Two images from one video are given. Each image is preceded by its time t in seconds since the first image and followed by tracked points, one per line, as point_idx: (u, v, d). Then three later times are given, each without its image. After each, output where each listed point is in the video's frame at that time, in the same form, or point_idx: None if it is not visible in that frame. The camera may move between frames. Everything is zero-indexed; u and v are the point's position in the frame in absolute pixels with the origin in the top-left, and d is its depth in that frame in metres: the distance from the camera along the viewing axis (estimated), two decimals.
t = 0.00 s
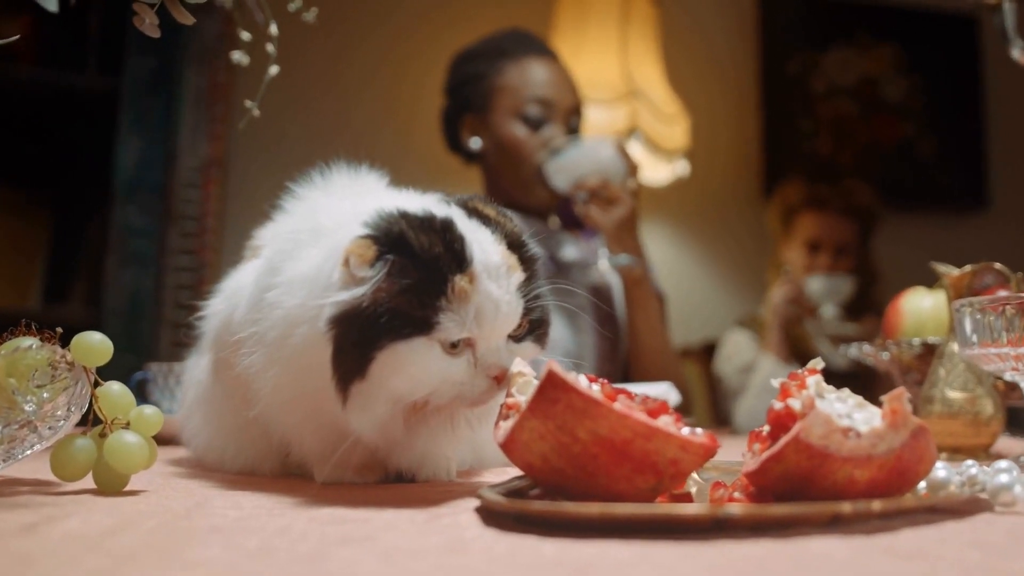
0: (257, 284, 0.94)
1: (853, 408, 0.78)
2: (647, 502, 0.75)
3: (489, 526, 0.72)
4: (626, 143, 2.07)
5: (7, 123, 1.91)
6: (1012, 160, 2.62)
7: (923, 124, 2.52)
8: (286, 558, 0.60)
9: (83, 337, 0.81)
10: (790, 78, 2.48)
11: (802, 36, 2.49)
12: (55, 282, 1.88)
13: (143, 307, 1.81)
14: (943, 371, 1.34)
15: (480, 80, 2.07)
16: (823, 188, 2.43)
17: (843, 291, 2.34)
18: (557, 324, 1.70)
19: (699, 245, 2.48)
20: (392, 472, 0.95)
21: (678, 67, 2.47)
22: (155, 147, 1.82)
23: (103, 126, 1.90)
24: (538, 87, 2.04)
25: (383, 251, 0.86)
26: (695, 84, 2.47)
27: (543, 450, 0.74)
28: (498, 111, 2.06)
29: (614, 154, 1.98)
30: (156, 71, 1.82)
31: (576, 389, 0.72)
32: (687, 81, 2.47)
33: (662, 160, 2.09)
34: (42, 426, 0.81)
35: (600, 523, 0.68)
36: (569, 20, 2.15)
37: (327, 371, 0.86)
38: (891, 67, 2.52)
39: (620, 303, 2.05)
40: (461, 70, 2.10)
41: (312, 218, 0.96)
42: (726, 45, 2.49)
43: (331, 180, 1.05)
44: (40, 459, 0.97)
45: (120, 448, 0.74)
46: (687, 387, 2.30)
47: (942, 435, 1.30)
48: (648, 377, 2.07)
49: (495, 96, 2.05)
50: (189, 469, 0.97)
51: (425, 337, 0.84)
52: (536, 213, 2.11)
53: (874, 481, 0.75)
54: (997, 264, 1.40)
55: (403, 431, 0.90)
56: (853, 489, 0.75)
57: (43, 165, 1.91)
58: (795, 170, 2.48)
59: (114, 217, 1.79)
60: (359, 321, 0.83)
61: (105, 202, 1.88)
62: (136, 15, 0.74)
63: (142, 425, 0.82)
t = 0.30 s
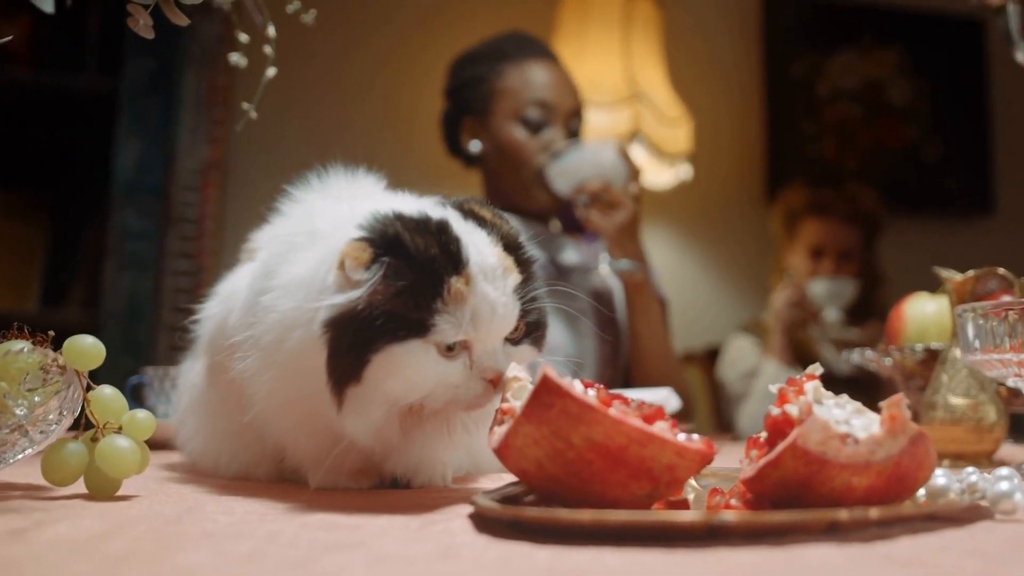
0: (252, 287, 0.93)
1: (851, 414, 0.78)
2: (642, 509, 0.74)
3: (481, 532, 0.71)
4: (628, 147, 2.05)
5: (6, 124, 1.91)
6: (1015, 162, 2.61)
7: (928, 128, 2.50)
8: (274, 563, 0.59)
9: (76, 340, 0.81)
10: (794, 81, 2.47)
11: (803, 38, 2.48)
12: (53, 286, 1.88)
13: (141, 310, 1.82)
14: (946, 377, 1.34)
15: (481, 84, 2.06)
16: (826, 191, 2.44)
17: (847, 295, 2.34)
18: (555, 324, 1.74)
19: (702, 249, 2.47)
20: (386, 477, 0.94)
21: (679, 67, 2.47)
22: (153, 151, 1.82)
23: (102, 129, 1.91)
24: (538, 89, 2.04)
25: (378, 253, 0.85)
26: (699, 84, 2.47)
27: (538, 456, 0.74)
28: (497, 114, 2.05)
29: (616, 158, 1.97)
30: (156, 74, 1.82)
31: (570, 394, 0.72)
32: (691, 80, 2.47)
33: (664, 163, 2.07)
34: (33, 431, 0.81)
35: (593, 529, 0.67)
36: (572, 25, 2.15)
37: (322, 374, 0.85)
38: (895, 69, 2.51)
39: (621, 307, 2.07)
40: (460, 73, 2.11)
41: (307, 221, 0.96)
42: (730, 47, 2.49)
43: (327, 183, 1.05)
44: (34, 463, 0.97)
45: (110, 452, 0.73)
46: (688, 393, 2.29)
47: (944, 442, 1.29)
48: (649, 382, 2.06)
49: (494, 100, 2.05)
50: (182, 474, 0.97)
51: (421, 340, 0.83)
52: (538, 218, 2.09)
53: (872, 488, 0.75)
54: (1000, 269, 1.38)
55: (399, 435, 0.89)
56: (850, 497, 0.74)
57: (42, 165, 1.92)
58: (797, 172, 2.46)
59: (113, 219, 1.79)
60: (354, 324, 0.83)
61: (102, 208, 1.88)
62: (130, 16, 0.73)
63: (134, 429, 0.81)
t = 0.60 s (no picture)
0: (243, 291, 0.93)
1: (843, 419, 0.77)
2: (632, 514, 0.74)
3: (469, 537, 0.71)
4: (627, 149, 2.05)
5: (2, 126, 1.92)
6: (1018, 164, 2.61)
7: (930, 129, 2.50)
8: (256, 568, 0.59)
9: (62, 344, 0.80)
10: (796, 82, 2.47)
11: (805, 38, 2.47)
12: (48, 289, 1.88)
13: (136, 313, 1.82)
14: (944, 381, 1.32)
15: (476, 85, 2.06)
16: (825, 190, 2.44)
17: (846, 296, 2.36)
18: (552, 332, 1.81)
19: (702, 253, 2.46)
20: (378, 482, 0.94)
21: (678, 68, 2.46)
22: (147, 154, 1.82)
23: (96, 131, 1.93)
24: (532, 90, 2.04)
25: (372, 256, 0.85)
26: (699, 85, 2.46)
27: (526, 460, 0.73)
28: (493, 116, 2.05)
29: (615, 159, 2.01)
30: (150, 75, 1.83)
31: (559, 399, 0.71)
32: (691, 81, 2.45)
33: (664, 166, 2.08)
34: (20, 435, 0.82)
35: (580, 535, 0.67)
36: (571, 24, 2.14)
37: (314, 379, 0.85)
38: (897, 71, 2.50)
39: (619, 312, 2.11)
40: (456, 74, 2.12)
41: (297, 224, 0.96)
42: (730, 49, 2.48)
43: (318, 186, 1.05)
44: (23, 468, 0.97)
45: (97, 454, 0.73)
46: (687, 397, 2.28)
47: (942, 446, 1.29)
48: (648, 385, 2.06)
49: (490, 100, 2.05)
50: (172, 479, 0.96)
51: (415, 344, 0.83)
52: (535, 220, 2.09)
53: (864, 492, 0.74)
54: (998, 272, 1.39)
55: (391, 440, 0.89)
56: (842, 502, 0.74)
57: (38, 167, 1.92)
58: (796, 174, 2.46)
59: (107, 224, 1.80)
60: (348, 328, 0.83)
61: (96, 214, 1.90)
62: (118, 17, 0.73)
63: (121, 434, 0.81)
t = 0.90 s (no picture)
0: (236, 290, 0.93)
1: (839, 416, 0.77)
2: (625, 512, 0.73)
3: (461, 535, 0.71)
4: (628, 148, 2.06)
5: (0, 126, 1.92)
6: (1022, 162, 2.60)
7: (934, 126, 2.48)
8: (245, 566, 0.59)
9: (54, 343, 0.80)
10: (798, 80, 2.47)
11: (807, 37, 2.47)
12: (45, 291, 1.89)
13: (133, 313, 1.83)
14: (944, 379, 1.31)
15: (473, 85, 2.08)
16: (827, 192, 2.44)
17: (848, 294, 2.36)
18: (547, 331, 1.85)
19: (703, 251, 2.46)
20: (373, 482, 0.94)
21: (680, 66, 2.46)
22: (145, 153, 1.82)
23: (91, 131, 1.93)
24: (530, 87, 2.07)
25: (365, 254, 0.85)
26: (700, 83, 2.46)
27: (519, 459, 0.73)
28: (490, 113, 2.06)
29: (614, 159, 2.04)
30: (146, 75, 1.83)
31: (552, 396, 0.71)
32: (692, 79, 2.46)
33: (664, 164, 2.09)
34: (12, 434, 0.83)
35: (572, 532, 0.66)
36: (571, 19, 2.15)
37: (307, 378, 0.85)
38: (901, 68, 2.49)
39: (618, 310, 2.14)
40: (453, 72, 2.12)
41: (290, 223, 0.96)
42: (732, 48, 2.47)
43: (311, 185, 1.05)
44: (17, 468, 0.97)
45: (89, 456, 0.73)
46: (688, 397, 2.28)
47: (943, 444, 1.28)
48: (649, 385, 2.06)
49: (487, 98, 2.07)
50: (167, 479, 0.97)
51: (408, 340, 0.83)
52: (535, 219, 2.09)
53: (860, 489, 0.73)
54: (1000, 269, 1.38)
55: (387, 439, 0.89)
56: (837, 499, 0.73)
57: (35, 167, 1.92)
58: (797, 174, 2.46)
59: (104, 224, 1.80)
60: (341, 326, 0.82)
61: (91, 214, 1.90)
62: (109, 14, 0.73)
63: (114, 434, 0.80)
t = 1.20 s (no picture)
0: (227, 289, 0.93)
1: (832, 415, 0.76)
2: (616, 512, 0.73)
3: (450, 536, 0.70)
4: (628, 147, 2.08)
5: None
6: None
7: (937, 126, 2.49)
8: (230, 565, 0.59)
9: (44, 342, 0.80)
10: (799, 79, 2.46)
11: (808, 38, 2.46)
12: (41, 291, 1.90)
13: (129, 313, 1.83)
14: (943, 378, 1.31)
15: (467, 84, 2.10)
16: (828, 192, 2.45)
17: (850, 293, 2.38)
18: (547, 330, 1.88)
19: (705, 252, 2.44)
20: (364, 482, 0.94)
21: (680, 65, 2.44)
22: (140, 153, 1.83)
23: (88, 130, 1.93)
24: (527, 84, 2.08)
25: (354, 251, 0.85)
26: (701, 82, 2.44)
27: (509, 458, 0.73)
28: (487, 111, 2.08)
29: (616, 161, 2.06)
30: (140, 75, 1.83)
31: (541, 395, 0.70)
32: (692, 78, 2.43)
33: (665, 164, 2.11)
34: (3, 433, 0.82)
35: (561, 532, 0.66)
36: (571, 16, 2.16)
37: (297, 377, 0.85)
38: (903, 67, 2.50)
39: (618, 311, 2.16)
40: (449, 72, 2.13)
41: (281, 222, 0.96)
42: (735, 49, 2.46)
43: (302, 185, 1.06)
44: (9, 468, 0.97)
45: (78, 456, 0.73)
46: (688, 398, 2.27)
47: (941, 445, 1.28)
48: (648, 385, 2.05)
49: (483, 97, 2.09)
50: (158, 479, 0.97)
51: (399, 337, 0.83)
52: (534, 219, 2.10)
53: (852, 490, 0.73)
54: (999, 268, 1.37)
55: (379, 437, 0.88)
56: (830, 500, 0.73)
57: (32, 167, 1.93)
58: (799, 176, 2.46)
59: (99, 224, 1.80)
60: (331, 323, 0.82)
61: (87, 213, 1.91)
62: (98, 12, 0.72)
63: (104, 434, 0.80)
